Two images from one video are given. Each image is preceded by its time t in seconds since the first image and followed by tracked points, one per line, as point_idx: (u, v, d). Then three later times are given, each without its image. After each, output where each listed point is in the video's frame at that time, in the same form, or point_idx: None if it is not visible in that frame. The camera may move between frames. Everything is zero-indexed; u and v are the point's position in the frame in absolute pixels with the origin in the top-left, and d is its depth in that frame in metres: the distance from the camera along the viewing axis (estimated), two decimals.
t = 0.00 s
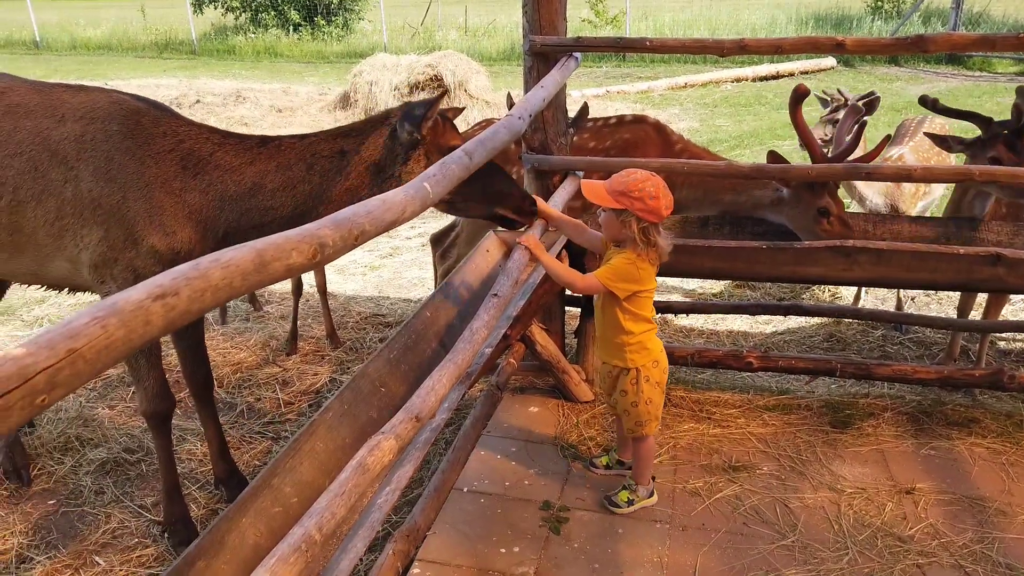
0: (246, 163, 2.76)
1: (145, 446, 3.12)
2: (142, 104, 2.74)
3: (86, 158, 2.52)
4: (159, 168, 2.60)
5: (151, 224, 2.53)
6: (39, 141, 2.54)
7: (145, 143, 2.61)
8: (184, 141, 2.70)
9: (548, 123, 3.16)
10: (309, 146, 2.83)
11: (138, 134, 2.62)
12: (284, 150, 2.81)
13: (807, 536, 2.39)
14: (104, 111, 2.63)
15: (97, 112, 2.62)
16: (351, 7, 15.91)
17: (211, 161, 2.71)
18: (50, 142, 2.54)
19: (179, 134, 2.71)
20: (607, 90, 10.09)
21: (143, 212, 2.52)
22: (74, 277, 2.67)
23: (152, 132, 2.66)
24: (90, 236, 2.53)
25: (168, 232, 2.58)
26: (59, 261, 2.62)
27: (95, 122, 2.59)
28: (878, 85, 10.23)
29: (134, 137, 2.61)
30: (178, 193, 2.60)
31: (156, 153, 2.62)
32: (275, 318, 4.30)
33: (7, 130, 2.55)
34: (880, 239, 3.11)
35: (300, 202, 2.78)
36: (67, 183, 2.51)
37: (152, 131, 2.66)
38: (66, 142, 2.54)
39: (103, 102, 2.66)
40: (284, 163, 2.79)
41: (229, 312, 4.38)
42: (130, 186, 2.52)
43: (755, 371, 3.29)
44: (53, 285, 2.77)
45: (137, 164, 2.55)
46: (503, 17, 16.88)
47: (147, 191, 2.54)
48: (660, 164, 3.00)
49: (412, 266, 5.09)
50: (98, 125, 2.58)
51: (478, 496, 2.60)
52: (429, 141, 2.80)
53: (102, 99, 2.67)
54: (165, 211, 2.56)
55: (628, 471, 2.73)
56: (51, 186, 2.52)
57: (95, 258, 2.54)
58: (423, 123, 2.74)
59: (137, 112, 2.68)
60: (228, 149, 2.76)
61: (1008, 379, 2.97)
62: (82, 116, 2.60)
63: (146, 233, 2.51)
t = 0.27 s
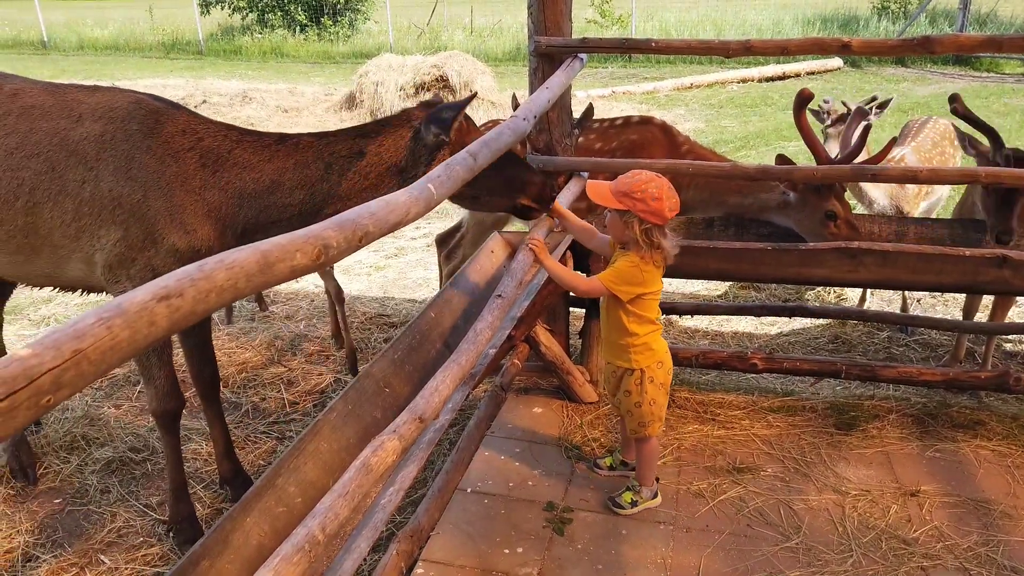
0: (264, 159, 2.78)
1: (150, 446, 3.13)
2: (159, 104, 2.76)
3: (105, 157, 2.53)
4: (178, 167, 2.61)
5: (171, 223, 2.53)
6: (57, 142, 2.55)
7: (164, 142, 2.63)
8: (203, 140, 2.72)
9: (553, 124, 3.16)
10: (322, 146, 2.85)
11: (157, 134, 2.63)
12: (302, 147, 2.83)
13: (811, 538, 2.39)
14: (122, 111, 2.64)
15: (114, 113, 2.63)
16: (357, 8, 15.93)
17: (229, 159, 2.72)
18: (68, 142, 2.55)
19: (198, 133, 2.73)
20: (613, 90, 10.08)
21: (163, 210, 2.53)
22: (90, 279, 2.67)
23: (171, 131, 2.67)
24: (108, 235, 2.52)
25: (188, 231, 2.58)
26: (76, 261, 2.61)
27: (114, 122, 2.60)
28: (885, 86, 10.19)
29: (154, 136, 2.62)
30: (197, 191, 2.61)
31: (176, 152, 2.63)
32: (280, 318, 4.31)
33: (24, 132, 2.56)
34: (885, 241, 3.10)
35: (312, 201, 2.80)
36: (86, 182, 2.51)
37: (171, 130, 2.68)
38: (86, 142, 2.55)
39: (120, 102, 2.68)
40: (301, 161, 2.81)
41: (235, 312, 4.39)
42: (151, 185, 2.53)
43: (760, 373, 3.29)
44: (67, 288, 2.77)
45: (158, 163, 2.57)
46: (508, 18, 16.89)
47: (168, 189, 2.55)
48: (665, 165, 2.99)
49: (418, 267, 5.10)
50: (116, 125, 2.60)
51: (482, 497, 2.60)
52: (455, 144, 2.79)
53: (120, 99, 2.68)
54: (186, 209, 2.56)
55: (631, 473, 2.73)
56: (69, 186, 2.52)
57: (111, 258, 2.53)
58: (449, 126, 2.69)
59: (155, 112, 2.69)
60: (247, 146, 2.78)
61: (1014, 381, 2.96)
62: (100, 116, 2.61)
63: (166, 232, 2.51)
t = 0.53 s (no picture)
0: (276, 159, 2.79)
1: (153, 446, 3.14)
2: (168, 106, 2.77)
3: (117, 160, 2.54)
4: (190, 168, 2.62)
5: (184, 225, 2.54)
6: (68, 145, 2.56)
7: (176, 144, 2.64)
8: (214, 141, 2.74)
9: (556, 125, 3.16)
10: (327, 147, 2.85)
11: (168, 135, 2.64)
12: (314, 146, 2.84)
13: (813, 540, 2.39)
14: (132, 113, 2.65)
15: (124, 115, 2.64)
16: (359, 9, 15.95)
17: (240, 160, 2.73)
18: (79, 145, 2.56)
19: (209, 134, 2.74)
20: (615, 91, 10.08)
21: (176, 212, 2.54)
22: (100, 281, 2.67)
23: (183, 133, 2.68)
24: (120, 237, 2.53)
25: (201, 232, 2.59)
26: (86, 263, 2.61)
27: (125, 125, 2.61)
28: (887, 87, 10.18)
29: (166, 137, 2.63)
30: (210, 192, 2.62)
31: (188, 154, 2.64)
32: (283, 318, 4.32)
33: (34, 136, 2.58)
34: (888, 242, 3.10)
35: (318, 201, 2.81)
36: (98, 185, 2.52)
37: (183, 132, 2.69)
38: (97, 144, 2.56)
39: (130, 104, 2.69)
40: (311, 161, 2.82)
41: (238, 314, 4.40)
42: (164, 187, 2.54)
43: (762, 374, 3.28)
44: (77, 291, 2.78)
45: (171, 164, 2.58)
46: (510, 18, 16.90)
47: (181, 191, 2.56)
48: (668, 167, 3.00)
49: (420, 267, 5.10)
50: (127, 128, 2.61)
51: (485, 498, 2.61)
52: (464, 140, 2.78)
53: (130, 101, 2.70)
54: (199, 210, 2.57)
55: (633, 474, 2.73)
56: (80, 189, 2.53)
57: (122, 260, 2.54)
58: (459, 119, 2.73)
59: (166, 114, 2.70)
60: (258, 146, 2.79)
61: (1017, 383, 2.96)
62: (111, 119, 2.62)
63: (180, 234, 2.53)
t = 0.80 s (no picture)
0: (287, 159, 2.80)
1: (156, 447, 3.14)
2: (178, 106, 2.77)
3: (130, 161, 2.54)
4: (203, 168, 2.63)
5: (197, 224, 2.55)
6: (79, 147, 2.56)
7: (188, 144, 2.64)
8: (226, 141, 2.74)
9: (558, 126, 3.16)
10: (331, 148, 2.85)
11: (180, 135, 2.65)
12: (324, 145, 2.84)
13: (816, 542, 2.39)
14: (142, 114, 2.66)
15: (135, 116, 2.64)
16: (361, 10, 15.98)
17: (251, 159, 2.74)
18: (91, 147, 2.56)
19: (221, 134, 2.75)
20: (618, 93, 10.09)
21: (190, 212, 2.54)
22: (110, 284, 2.68)
23: (194, 133, 2.69)
24: (132, 238, 2.53)
25: (215, 232, 2.60)
26: (97, 265, 2.61)
27: (137, 126, 2.61)
28: (890, 88, 10.17)
29: (179, 138, 2.64)
30: (222, 193, 2.63)
31: (200, 154, 2.65)
32: (286, 320, 4.32)
33: (44, 137, 2.58)
34: (890, 244, 3.10)
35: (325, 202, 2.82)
36: (110, 186, 2.52)
37: (194, 132, 2.69)
38: (110, 146, 2.56)
39: (140, 105, 2.69)
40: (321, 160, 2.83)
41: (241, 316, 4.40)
42: (177, 187, 2.54)
43: (764, 376, 3.28)
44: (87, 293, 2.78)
45: (185, 164, 2.58)
46: (512, 20, 16.90)
47: (195, 191, 2.57)
48: (670, 168, 2.99)
49: (423, 269, 5.10)
50: (138, 129, 2.61)
51: (487, 500, 2.61)
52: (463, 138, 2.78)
53: (140, 102, 2.70)
54: (212, 210, 2.59)
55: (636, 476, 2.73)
56: (92, 190, 2.53)
57: (134, 261, 2.54)
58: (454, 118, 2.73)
59: (176, 114, 2.71)
60: (269, 146, 2.79)
61: (1020, 385, 2.95)
62: (123, 120, 2.63)
63: (196, 233, 2.54)
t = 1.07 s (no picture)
0: (288, 160, 2.79)
1: (157, 448, 3.14)
2: (181, 107, 2.77)
3: (133, 162, 2.54)
4: (205, 169, 2.63)
5: (199, 226, 2.55)
6: (84, 147, 2.56)
7: (189, 145, 2.64)
8: (228, 142, 2.74)
9: (559, 127, 3.16)
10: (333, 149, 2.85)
11: (182, 136, 2.65)
12: (325, 145, 2.84)
13: (818, 543, 2.38)
14: (145, 114, 2.66)
15: (138, 117, 2.64)
16: (362, 11, 15.99)
17: (253, 160, 2.73)
18: (95, 147, 2.56)
19: (223, 135, 2.75)
20: (619, 93, 10.08)
21: (192, 213, 2.54)
22: (114, 284, 2.68)
23: (197, 134, 2.69)
24: (135, 239, 2.53)
25: (216, 233, 2.60)
26: (101, 266, 2.61)
27: (141, 127, 2.61)
28: (891, 89, 10.16)
29: (181, 139, 2.64)
30: (223, 194, 2.62)
31: (202, 156, 2.65)
32: (287, 321, 4.32)
33: (49, 137, 2.58)
34: (891, 245, 3.10)
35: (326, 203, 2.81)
36: (114, 187, 2.52)
37: (197, 133, 2.69)
38: (113, 146, 2.56)
39: (144, 106, 2.69)
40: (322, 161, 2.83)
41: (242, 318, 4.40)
42: (179, 188, 2.54)
43: (766, 377, 3.28)
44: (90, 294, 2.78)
45: (186, 166, 2.58)
46: (513, 21, 16.91)
47: (197, 192, 2.57)
48: (671, 169, 2.99)
49: (424, 270, 5.10)
50: (141, 129, 2.61)
51: (488, 501, 2.60)
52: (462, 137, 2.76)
53: (144, 103, 2.70)
54: (214, 211, 2.58)
55: (637, 478, 2.73)
56: (96, 191, 2.53)
57: (136, 262, 2.54)
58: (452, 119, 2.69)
59: (178, 115, 2.70)
60: (270, 147, 2.79)
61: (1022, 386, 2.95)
62: (126, 120, 2.63)
63: (197, 235, 2.54)
